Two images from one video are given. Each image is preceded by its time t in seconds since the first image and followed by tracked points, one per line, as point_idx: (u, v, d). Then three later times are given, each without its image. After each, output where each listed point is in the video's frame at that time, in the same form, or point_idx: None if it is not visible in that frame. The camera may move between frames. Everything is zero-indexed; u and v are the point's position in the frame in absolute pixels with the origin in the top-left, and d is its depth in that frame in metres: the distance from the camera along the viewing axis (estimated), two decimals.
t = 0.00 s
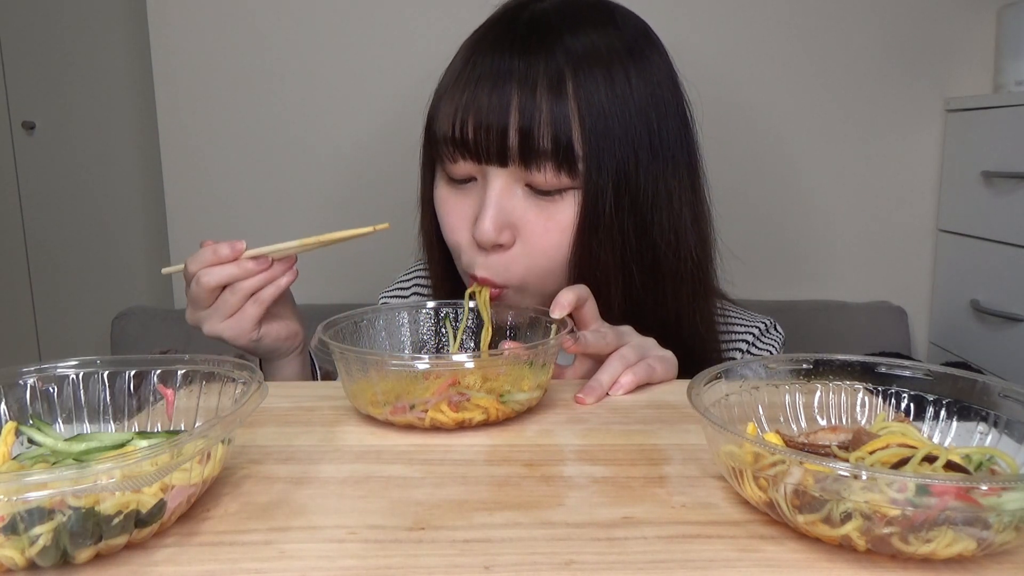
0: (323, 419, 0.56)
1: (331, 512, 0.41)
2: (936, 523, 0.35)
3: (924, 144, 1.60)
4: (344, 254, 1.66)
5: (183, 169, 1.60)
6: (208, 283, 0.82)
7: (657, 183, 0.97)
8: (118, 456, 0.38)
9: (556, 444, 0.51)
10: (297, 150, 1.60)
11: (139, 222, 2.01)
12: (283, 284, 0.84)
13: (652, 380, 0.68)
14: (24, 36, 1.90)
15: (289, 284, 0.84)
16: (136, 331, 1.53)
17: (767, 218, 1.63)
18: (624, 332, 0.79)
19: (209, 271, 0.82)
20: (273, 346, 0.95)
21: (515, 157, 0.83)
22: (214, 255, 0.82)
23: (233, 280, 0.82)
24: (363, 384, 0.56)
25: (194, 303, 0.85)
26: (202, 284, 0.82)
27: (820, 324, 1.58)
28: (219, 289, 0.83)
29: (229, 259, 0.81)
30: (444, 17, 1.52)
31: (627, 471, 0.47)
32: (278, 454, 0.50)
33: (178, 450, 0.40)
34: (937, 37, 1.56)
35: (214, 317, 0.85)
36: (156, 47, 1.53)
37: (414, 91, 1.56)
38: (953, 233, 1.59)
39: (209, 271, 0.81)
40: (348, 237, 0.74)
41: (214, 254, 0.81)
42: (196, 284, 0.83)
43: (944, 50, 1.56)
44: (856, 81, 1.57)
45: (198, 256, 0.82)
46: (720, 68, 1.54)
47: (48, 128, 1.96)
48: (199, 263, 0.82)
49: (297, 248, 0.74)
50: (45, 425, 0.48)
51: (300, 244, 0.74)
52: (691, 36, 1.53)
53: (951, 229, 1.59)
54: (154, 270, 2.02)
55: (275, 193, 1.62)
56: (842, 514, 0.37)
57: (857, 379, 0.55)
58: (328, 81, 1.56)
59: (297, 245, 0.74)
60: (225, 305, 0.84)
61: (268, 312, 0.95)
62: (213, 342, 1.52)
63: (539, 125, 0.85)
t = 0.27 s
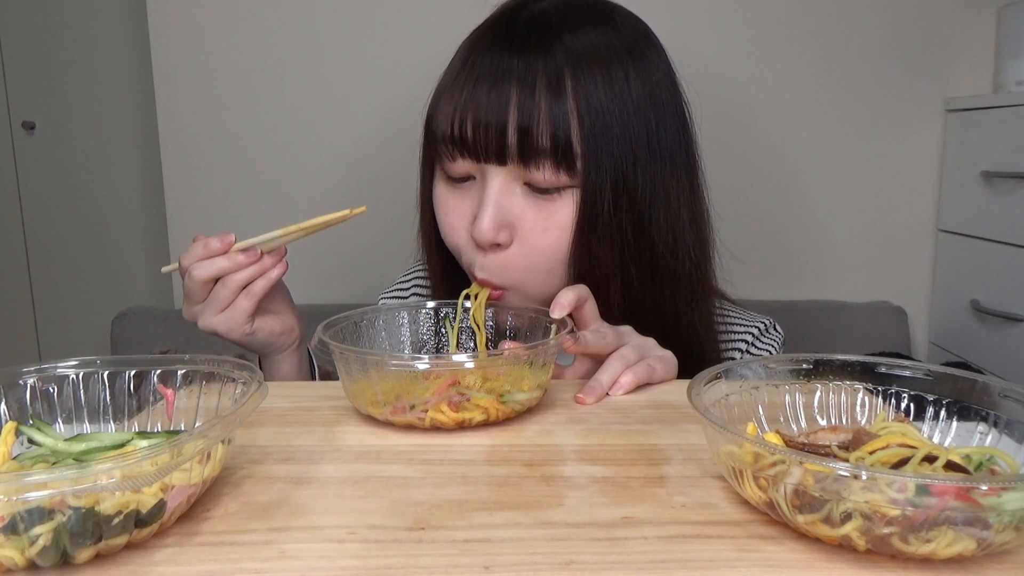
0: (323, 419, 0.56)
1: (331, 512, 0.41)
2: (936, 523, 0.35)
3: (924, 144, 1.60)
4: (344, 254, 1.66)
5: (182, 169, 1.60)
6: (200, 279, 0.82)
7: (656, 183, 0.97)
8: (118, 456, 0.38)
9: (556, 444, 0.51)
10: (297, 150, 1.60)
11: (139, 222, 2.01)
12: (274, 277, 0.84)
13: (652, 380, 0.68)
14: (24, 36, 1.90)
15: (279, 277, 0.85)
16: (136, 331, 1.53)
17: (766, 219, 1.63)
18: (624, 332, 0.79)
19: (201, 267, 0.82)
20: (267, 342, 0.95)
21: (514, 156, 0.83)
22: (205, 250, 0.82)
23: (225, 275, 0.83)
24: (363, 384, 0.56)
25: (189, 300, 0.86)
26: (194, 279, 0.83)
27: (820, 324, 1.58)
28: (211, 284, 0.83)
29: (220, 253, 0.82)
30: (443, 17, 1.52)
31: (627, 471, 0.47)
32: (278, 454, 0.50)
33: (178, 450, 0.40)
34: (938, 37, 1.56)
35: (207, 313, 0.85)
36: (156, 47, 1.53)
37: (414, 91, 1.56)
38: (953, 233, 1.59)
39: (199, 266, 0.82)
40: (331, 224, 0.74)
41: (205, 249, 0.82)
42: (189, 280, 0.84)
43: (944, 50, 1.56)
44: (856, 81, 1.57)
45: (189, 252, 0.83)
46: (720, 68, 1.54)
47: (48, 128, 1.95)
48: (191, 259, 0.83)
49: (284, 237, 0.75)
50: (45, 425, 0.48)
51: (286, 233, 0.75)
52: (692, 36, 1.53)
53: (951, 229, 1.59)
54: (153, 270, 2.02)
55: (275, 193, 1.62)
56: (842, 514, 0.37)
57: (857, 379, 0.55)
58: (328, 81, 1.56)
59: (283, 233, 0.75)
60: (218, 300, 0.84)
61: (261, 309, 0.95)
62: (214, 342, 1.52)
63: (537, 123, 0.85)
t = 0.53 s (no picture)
0: (323, 419, 0.56)
1: (331, 512, 0.41)
2: (936, 523, 0.35)
3: (924, 144, 1.60)
4: (343, 254, 1.66)
5: (182, 169, 1.60)
6: (199, 280, 0.83)
7: (656, 183, 0.97)
8: (118, 456, 0.38)
9: (556, 444, 0.51)
10: (297, 150, 1.60)
11: (139, 222, 2.01)
12: (273, 276, 0.84)
13: (652, 380, 0.68)
14: (24, 36, 1.90)
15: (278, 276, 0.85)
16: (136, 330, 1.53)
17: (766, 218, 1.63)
18: (624, 332, 0.79)
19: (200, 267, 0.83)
20: (267, 341, 0.95)
21: (515, 155, 0.83)
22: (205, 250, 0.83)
23: (224, 275, 0.83)
24: (363, 384, 0.56)
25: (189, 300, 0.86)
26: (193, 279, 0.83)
27: (820, 324, 1.58)
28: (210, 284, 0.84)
29: (219, 253, 0.83)
30: (443, 17, 1.52)
31: (627, 471, 0.47)
32: (278, 454, 0.50)
33: (178, 450, 0.40)
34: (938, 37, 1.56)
35: (207, 313, 0.86)
36: (156, 47, 1.53)
37: (414, 91, 1.56)
38: (953, 233, 1.59)
39: (199, 265, 0.83)
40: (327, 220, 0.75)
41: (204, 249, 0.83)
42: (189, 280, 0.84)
43: (944, 50, 1.56)
44: (856, 81, 1.57)
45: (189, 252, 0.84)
46: (721, 67, 1.54)
47: (48, 128, 1.95)
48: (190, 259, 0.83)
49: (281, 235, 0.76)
50: (45, 425, 0.48)
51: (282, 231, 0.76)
52: (692, 36, 1.53)
53: (951, 229, 1.59)
54: (153, 270, 2.02)
55: (275, 193, 1.62)
56: (842, 514, 0.37)
57: (857, 379, 0.55)
58: (328, 81, 1.56)
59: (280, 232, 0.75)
60: (217, 301, 0.85)
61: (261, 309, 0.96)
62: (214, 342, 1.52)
63: (538, 123, 0.85)
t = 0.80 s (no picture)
0: (323, 419, 0.56)
1: (331, 512, 0.41)
2: (936, 523, 0.35)
3: (924, 144, 1.60)
4: (343, 254, 1.66)
5: (182, 170, 1.60)
6: (200, 271, 0.83)
7: (656, 185, 0.97)
8: (118, 456, 0.38)
9: (556, 444, 0.51)
10: (297, 151, 1.60)
11: (139, 222, 2.01)
12: (273, 269, 0.84)
13: (652, 380, 0.68)
14: (25, 36, 1.90)
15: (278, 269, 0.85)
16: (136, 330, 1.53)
17: (766, 219, 1.63)
18: (624, 332, 0.79)
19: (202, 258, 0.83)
20: (267, 335, 0.95)
21: (515, 162, 0.83)
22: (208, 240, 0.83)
23: (225, 268, 0.83)
24: (363, 384, 0.56)
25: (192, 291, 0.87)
26: (195, 270, 0.83)
27: (819, 324, 1.58)
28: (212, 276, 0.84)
29: (219, 245, 0.83)
30: (444, 17, 1.52)
31: (627, 471, 0.47)
32: (278, 454, 0.50)
33: (178, 449, 0.40)
34: (938, 37, 1.56)
35: (207, 305, 0.86)
36: (156, 47, 1.53)
37: (415, 91, 1.56)
38: (954, 233, 1.59)
39: (200, 257, 0.83)
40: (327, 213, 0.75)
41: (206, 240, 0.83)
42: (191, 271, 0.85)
43: (944, 50, 1.56)
44: (856, 81, 1.57)
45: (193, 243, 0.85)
46: (721, 67, 1.54)
47: (48, 129, 1.95)
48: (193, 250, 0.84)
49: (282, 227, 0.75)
50: (45, 425, 0.48)
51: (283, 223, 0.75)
52: (692, 36, 1.53)
53: (951, 229, 1.59)
54: (153, 270, 2.02)
55: (275, 193, 1.62)
56: (842, 514, 0.37)
57: (857, 379, 0.55)
58: (328, 82, 1.56)
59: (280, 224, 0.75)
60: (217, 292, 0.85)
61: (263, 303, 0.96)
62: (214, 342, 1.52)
63: (538, 129, 0.85)
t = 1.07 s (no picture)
0: (322, 419, 0.56)
1: (331, 512, 0.41)
2: (936, 523, 0.35)
3: (924, 144, 1.60)
4: (343, 254, 1.66)
5: (183, 170, 1.60)
6: (199, 267, 0.82)
7: (655, 185, 0.97)
8: (118, 456, 0.38)
9: (556, 444, 0.51)
10: (297, 151, 1.60)
11: (139, 222, 2.01)
12: (274, 264, 0.84)
13: (652, 380, 0.68)
14: (25, 36, 1.90)
15: (279, 264, 0.85)
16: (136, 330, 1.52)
17: (766, 219, 1.63)
18: (624, 332, 0.79)
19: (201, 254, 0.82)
20: (267, 330, 0.95)
21: (515, 166, 0.84)
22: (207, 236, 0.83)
23: (225, 263, 0.83)
24: (363, 384, 0.56)
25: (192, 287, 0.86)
26: (195, 267, 0.83)
27: (819, 324, 1.58)
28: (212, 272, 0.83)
29: (220, 240, 0.82)
30: (444, 17, 1.52)
31: (627, 471, 0.47)
32: (278, 454, 0.50)
33: (178, 449, 0.40)
34: (938, 37, 1.56)
35: (208, 300, 0.86)
36: (156, 47, 1.53)
37: (415, 91, 1.56)
38: (954, 233, 1.59)
39: (199, 254, 0.82)
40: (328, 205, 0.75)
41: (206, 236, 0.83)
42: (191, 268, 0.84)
43: (944, 50, 1.56)
44: (856, 81, 1.57)
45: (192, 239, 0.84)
46: (720, 67, 1.54)
47: (48, 129, 1.95)
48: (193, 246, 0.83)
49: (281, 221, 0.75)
50: (45, 425, 0.48)
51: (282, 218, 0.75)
52: (692, 36, 1.53)
53: (951, 229, 1.59)
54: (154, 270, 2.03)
55: (274, 192, 1.62)
56: (842, 514, 0.37)
57: (857, 379, 0.55)
58: (328, 82, 1.56)
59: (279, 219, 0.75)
60: (218, 287, 0.84)
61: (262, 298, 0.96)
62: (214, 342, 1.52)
63: (537, 132, 0.85)
